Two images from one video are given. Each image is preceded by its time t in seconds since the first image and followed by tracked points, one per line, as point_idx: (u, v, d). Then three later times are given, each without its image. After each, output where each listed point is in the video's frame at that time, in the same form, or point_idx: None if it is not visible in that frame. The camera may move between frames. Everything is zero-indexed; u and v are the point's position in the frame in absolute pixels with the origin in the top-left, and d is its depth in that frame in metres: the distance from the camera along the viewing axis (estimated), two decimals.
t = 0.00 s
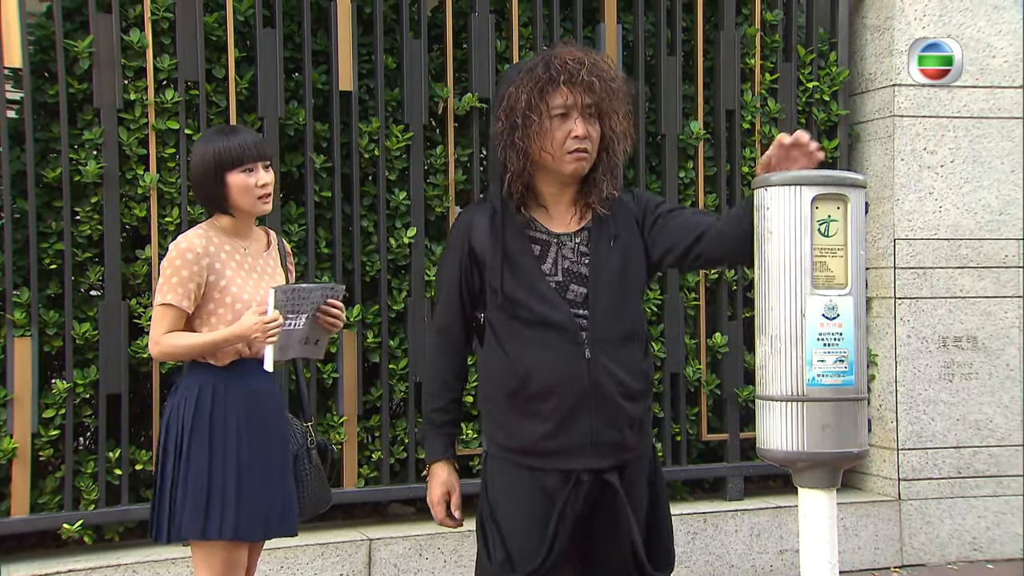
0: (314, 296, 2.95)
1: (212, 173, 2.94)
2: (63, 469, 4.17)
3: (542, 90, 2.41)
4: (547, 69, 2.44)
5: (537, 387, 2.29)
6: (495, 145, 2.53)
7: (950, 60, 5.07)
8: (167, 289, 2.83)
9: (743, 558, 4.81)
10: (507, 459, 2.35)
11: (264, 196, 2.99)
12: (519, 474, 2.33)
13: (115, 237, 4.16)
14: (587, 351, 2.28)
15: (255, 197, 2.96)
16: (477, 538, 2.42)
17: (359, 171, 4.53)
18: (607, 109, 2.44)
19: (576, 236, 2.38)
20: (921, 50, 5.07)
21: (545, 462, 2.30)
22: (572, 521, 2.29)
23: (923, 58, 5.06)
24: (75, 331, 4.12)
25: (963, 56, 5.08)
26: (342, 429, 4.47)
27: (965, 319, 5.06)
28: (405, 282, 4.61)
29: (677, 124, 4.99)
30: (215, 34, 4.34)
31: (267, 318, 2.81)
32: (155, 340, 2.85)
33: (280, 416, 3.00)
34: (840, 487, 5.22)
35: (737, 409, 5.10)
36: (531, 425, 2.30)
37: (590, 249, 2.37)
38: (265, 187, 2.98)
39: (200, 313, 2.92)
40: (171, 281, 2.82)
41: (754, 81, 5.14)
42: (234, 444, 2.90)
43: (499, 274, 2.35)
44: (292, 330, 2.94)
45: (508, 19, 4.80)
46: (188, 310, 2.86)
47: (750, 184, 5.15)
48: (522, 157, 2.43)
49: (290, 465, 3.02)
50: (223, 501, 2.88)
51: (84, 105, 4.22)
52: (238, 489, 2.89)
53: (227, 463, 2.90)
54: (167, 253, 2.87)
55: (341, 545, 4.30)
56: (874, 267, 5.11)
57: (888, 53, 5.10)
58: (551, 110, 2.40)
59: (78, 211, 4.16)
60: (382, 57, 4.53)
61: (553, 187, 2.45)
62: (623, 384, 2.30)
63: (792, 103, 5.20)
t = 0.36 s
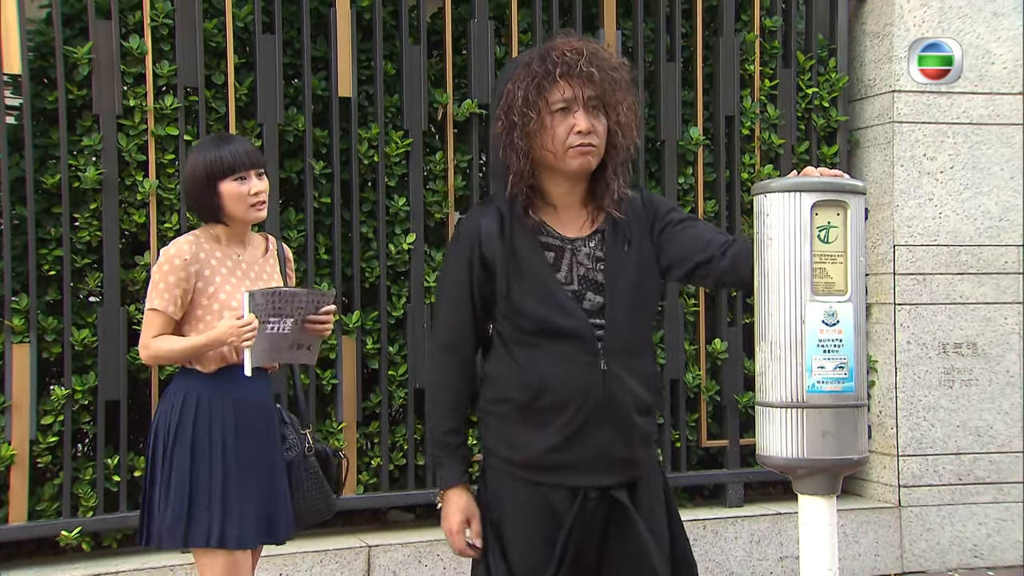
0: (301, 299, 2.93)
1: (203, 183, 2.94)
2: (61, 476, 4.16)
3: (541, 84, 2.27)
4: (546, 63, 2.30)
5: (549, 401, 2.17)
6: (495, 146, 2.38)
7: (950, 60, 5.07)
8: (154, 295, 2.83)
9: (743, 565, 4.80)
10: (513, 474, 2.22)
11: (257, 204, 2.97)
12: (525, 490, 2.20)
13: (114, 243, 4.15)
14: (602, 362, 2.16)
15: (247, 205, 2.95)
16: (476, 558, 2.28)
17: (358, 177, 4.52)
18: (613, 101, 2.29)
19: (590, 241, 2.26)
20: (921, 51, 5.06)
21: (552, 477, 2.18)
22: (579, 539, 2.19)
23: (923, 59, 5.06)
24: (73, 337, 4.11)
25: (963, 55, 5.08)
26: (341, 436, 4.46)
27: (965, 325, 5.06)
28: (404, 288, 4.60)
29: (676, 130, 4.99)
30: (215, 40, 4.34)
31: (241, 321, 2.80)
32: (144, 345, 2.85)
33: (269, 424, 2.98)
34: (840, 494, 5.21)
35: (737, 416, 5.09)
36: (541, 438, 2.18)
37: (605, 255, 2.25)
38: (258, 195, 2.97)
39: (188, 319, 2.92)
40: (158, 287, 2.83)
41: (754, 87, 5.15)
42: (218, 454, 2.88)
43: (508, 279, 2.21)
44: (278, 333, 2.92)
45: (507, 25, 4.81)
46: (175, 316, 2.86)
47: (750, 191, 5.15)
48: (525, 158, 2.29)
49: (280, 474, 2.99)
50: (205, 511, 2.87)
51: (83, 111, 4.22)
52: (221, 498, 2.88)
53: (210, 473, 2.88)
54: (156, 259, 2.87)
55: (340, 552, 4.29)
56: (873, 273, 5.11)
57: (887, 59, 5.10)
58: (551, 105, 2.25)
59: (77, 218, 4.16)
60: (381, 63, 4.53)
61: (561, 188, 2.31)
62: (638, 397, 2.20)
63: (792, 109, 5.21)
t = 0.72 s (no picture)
0: (298, 303, 2.93)
1: (196, 188, 2.95)
2: (60, 482, 4.15)
3: (560, 86, 2.20)
4: (564, 65, 2.23)
5: (576, 412, 2.10)
6: (517, 150, 2.31)
7: (950, 60, 5.07)
8: (150, 307, 2.83)
9: (743, 570, 4.79)
10: (538, 488, 2.14)
11: (251, 207, 2.98)
12: (553, 504, 2.14)
13: (113, 249, 4.15)
14: (631, 372, 2.12)
15: (242, 208, 2.96)
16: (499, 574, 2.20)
17: (358, 183, 4.52)
18: (634, 101, 2.22)
19: (616, 249, 2.20)
20: (921, 51, 5.07)
21: (580, 489, 2.12)
22: (608, 550, 2.14)
23: (923, 58, 5.07)
24: (72, 342, 4.11)
25: (963, 55, 5.09)
26: (341, 441, 4.45)
27: (964, 330, 5.05)
28: (404, 293, 4.60)
29: (676, 136, 4.99)
30: (215, 46, 4.34)
31: (243, 329, 2.79)
32: (143, 357, 2.86)
33: (270, 433, 2.96)
34: (840, 499, 5.21)
35: (737, 421, 5.09)
36: (568, 450, 2.11)
37: (630, 262, 2.20)
38: (251, 199, 2.98)
39: (185, 330, 2.92)
40: (153, 298, 2.83)
41: (754, 92, 5.16)
42: (215, 464, 2.87)
43: (533, 286, 2.13)
44: (276, 336, 2.91)
45: (507, 31, 4.81)
46: (171, 328, 2.86)
47: (750, 196, 5.16)
48: (545, 162, 2.22)
49: (280, 484, 2.98)
50: (200, 520, 2.86)
51: (83, 117, 4.22)
52: (216, 508, 2.87)
53: (206, 482, 2.87)
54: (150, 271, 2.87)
55: (340, 558, 4.28)
56: (873, 278, 5.11)
57: (886, 64, 5.11)
58: (570, 107, 2.18)
59: (76, 223, 4.16)
60: (381, 68, 4.53)
61: (585, 192, 2.24)
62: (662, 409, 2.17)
63: (791, 114, 5.22)
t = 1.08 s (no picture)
0: (293, 302, 2.93)
1: (190, 190, 2.95)
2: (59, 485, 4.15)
3: (609, 85, 2.14)
4: (614, 63, 2.17)
5: (615, 414, 2.06)
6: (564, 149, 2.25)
7: (949, 61, 5.07)
8: (141, 315, 2.82)
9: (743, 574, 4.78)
10: (574, 490, 2.10)
11: (247, 208, 2.98)
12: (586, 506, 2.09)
13: (112, 252, 4.14)
14: (670, 375, 2.07)
15: (237, 210, 2.96)
16: None
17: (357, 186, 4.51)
18: (686, 103, 2.14)
19: (660, 251, 2.14)
20: (920, 52, 5.07)
21: (617, 491, 2.08)
22: (642, 550, 2.11)
23: (923, 59, 5.07)
24: (71, 345, 4.11)
25: (963, 57, 5.09)
26: (340, 445, 4.45)
27: (964, 333, 5.05)
28: (403, 296, 4.60)
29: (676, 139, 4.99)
30: (214, 49, 4.34)
31: (240, 329, 2.79)
32: (137, 366, 2.85)
33: (272, 439, 2.96)
34: (841, 503, 5.20)
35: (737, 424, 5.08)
36: (606, 452, 2.07)
37: (672, 263, 2.15)
38: (247, 200, 2.98)
39: (179, 336, 2.91)
40: (145, 305, 2.81)
41: (753, 95, 5.15)
42: (218, 471, 2.87)
43: (574, 285, 2.09)
44: (275, 337, 2.92)
45: (506, 34, 4.81)
46: (165, 335, 2.86)
47: (750, 199, 5.16)
48: (592, 161, 2.15)
49: (284, 490, 2.97)
50: (207, 529, 2.87)
51: (83, 120, 4.22)
52: (221, 516, 2.87)
53: (210, 490, 2.87)
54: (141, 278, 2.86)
55: (339, 561, 4.28)
56: (873, 282, 5.11)
57: (886, 67, 5.10)
58: (618, 107, 2.12)
59: (75, 226, 4.16)
60: (380, 71, 4.53)
61: (632, 194, 2.17)
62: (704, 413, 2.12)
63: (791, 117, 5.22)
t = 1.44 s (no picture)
0: (287, 296, 2.91)
1: (190, 186, 2.93)
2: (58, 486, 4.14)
3: (672, 83, 2.18)
4: (678, 63, 2.20)
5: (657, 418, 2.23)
6: (615, 139, 2.27)
7: (950, 61, 5.07)
8: (138, 317, 2.82)
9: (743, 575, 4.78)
10: (616, 493, 2.28)
11: (246, 206, 2.98)
12: (625, 508, 2.28)
13: (111, 252, 4.14)
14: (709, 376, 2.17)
15: (237, 208, 2.95)
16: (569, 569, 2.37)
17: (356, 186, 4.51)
18: (740, 110, 2.21)
19: (701, 253, 2.23)
20: (920, 52, 5.07)
21: (657, 495, 2.26)
22: (681, 551, 2.29)
23: (923, 59, 5.07)
24: (71, 346, 4.11)
25: (963, 57, 5.08)
26: (340, 446, 4.44)
27: (964, 334, 5.05)
28: (403, 297, 4.60)
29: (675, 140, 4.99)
30: (214, 50, 4.34)
31: (237, 328, 2.77)
32: (133, 368, 2.85)
33: (273, 440, 2.97)
34: (840, 503, 5.20)
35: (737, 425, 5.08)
36: (648, 455, 2.24)
37: (712, 266, 2.24)
38: (247, 197, 2.98)
39: (177, 339, 2.91)
40: (142, 308, 2.82)
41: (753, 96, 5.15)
42: (213, 474, 2.87)
43: (621, 283, 2.13)
44: (270, 333, 2.89)
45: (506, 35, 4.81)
46: (161, 338, 2.85)
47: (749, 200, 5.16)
48: (646, 157, 2.19)
49: (287, 491, 2.98)
50: (200, 531, 2.86)
51: (82, 120, 4.21)
52: (216, 518, 2.88)
53: (205, 493, 2.87)
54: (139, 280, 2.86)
55: (338, 562, 4.27)
56: (873, 282, 5.11)
57: (886, 68, 5.10)
58: (677, 108, 2.16)
59: (75, 227, 4.15)
60: (380, 71, 4.52)
61: (677, 195, 2.23)
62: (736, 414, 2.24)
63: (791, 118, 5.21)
